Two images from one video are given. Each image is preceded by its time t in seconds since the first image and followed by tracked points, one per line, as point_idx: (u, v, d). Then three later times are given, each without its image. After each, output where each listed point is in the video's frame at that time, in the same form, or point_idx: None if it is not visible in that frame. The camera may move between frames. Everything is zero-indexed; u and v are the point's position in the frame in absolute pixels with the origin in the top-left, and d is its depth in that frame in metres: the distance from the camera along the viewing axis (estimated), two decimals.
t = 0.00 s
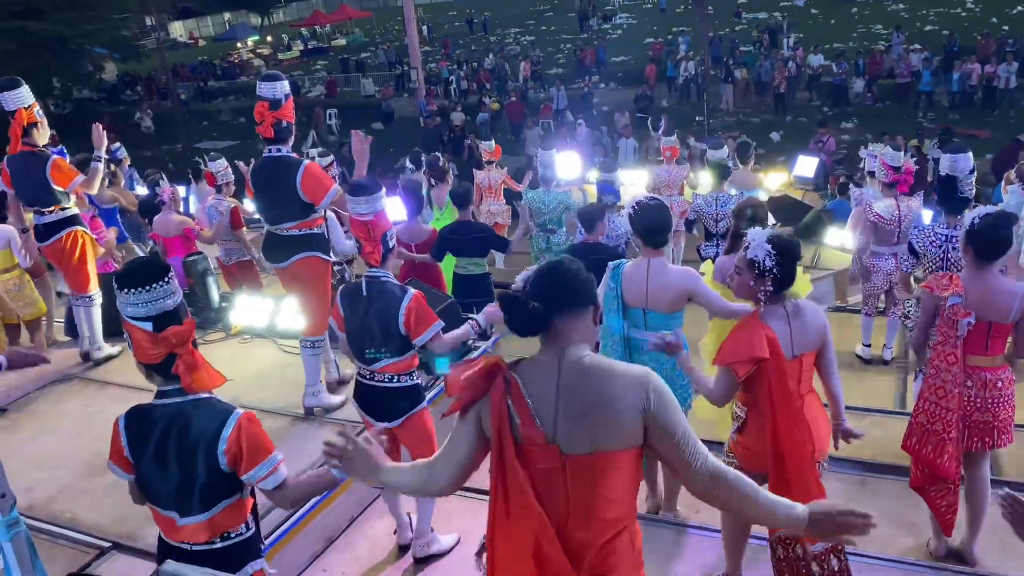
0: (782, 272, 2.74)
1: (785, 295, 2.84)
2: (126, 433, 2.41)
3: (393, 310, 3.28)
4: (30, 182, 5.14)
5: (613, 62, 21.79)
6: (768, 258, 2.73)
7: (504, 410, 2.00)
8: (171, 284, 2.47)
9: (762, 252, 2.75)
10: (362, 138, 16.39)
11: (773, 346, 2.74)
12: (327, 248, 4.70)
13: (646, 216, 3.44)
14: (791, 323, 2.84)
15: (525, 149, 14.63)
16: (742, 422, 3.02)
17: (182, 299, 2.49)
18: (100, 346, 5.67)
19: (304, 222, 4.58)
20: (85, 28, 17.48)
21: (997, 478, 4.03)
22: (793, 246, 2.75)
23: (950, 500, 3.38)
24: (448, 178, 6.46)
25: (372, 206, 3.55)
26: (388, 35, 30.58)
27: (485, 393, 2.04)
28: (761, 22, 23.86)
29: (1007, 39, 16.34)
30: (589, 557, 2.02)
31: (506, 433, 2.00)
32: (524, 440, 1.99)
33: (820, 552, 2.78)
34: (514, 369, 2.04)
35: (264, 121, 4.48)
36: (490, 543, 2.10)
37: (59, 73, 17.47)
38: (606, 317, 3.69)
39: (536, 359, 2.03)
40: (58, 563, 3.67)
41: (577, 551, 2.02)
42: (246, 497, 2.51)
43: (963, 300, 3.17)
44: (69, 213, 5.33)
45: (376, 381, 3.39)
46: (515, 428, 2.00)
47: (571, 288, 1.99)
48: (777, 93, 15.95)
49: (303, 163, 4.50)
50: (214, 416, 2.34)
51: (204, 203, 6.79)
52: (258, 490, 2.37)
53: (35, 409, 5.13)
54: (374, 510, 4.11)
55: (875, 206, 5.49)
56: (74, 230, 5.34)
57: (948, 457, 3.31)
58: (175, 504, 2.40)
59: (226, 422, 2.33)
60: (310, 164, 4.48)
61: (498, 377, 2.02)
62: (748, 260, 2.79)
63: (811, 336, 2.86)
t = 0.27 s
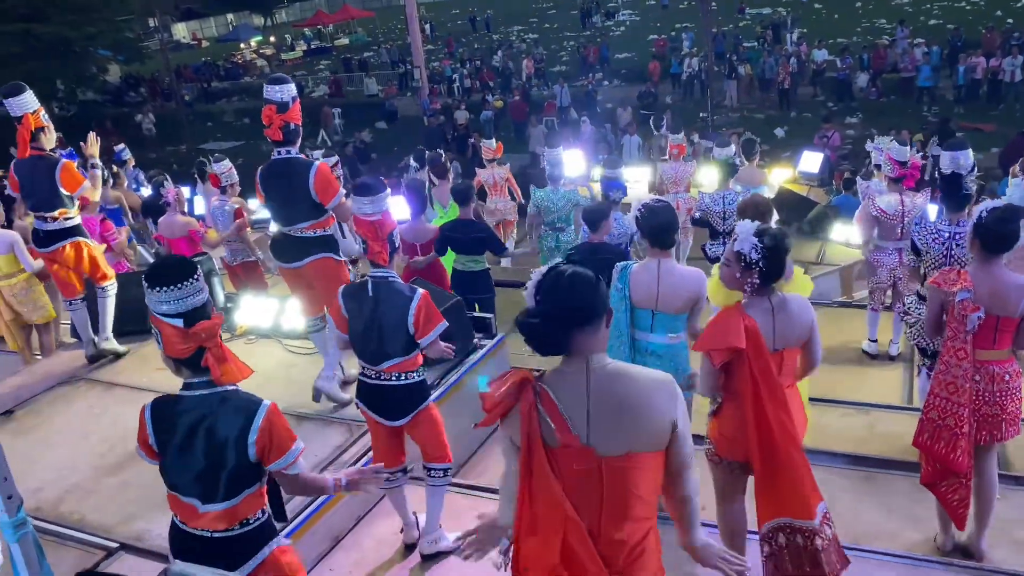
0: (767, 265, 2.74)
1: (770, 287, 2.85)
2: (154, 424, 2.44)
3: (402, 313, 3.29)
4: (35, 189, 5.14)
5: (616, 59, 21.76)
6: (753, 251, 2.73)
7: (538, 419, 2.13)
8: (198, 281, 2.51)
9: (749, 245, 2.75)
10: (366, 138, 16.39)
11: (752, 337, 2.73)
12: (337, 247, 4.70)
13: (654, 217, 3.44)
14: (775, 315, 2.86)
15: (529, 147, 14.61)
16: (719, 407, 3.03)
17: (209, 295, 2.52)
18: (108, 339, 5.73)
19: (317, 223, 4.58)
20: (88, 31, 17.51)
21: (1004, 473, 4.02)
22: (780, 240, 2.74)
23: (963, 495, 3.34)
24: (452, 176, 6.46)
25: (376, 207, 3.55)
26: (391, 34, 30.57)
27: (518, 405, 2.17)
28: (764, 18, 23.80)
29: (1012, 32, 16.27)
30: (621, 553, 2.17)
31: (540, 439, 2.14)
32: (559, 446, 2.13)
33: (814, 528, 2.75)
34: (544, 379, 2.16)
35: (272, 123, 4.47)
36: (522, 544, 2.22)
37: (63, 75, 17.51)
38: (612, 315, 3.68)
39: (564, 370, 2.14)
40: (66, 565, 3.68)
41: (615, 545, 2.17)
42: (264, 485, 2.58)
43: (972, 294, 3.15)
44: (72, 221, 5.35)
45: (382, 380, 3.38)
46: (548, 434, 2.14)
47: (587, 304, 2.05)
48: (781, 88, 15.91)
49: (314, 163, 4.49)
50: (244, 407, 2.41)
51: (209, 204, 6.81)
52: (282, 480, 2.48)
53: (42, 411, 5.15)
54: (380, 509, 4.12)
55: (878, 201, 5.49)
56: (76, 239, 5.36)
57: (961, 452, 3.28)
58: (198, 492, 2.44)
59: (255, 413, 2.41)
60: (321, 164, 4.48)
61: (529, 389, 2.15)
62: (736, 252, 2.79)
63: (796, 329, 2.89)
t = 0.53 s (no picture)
0: (778, 260, 2.72)
1: (783, 284, 2.83)
2: (175, 417, 2.44)
3: (418, 311, 3.29)
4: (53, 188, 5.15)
5: (626, 56, 21.71)
6: (763, 247, 2.71)
7: (551, 414, 2.13)
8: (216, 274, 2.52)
9: (758, 240, 2.73)
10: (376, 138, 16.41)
11: (763, 334, 2.71)
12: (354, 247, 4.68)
13: (667, 214, 3.42)
14: (787, 312, 2.83)
15: (540, 145, 14.59)
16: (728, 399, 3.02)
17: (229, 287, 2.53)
18: (128, 347, 5.73)
19: (331, 222, 4.57)
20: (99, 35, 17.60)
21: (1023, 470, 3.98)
22: (791, 235, 2.71)
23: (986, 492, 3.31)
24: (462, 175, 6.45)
25: (385, 208, 3.57)
26: (400, 34, 30.59)
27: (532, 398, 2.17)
28: (775, 12, 23.66)
29: None
30: (661, 535, 2.16)
31: (557, 433, 2.13)
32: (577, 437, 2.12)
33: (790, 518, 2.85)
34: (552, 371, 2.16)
35: (285, 123, 4.48)
36: (560, 537, 2.22)
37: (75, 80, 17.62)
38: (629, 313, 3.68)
39: (572, 361, 2.13)
40: (84, 567, 3.69)
41: (645, 531, 2.16)
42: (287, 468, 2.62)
43: (991, 293, 3.13)
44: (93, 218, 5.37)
45: (395, 383, 3.39)
46: (564, 427, 2.13)
47: (606, 284, 2.02)
48: (792, 84, 15.83)
49: (329, 161, 4.52)
50: (266, 392, 2.43)
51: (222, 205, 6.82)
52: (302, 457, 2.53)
53: (58, 414, 5.18)
54: (394, 510, 4.13)
55: (890, 196, 5.46)
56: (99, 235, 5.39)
57: (982, 450, 3.25)
58: (225, 480, 2.46)
59: (277, 396, 2.44)
60: (335, 163, 4.51)
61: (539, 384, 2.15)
62: (746, 248, 2.78)
63: (808, 327, 2.86)
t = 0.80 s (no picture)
0: (795, 253, 2.73)
1: (798, 277, 2.82)
2: (175, 421, 2.43)
3: (417, 306, 3.29)
4: (62, 187, 5.15)
5: (626, 51, 21.71)
6: (780, 238, 2.73)
7: (556, 445, 1.97)
8: (208, 277, 2.54)
9: (774, 231, 2.76)
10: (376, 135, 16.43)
11: (778, 327, 2.73)
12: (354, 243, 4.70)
13: (666, 208, 3.43)
14: (803, 307, 2.80)
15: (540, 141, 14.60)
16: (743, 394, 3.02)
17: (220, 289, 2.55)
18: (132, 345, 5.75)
19: (332, 219, 4.59)
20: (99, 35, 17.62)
21: None
22: (807, 228, 2.74)
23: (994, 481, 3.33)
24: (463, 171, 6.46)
25: (387, 203, 3.54)
26: (400, 32, 30.60)
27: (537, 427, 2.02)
28: (774, 6, 23.65)
29: None
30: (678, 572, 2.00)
31: (561, 465, 1.98)
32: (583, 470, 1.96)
33: (768, 511, 2.97)
34: (557, 396, 2.00)
35: (280, 122, 4.53)
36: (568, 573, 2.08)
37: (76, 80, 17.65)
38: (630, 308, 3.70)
39: (578, 386, 1.97)
40: (90, 566, 3.71)
41: (660, 568, 1.99)
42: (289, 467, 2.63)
43: (998, 284, 3.13)
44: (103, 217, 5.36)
45: (404, 379, 3.39)
46: (570, 459, 1.98)
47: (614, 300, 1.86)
48: (792, 77, 15.82)
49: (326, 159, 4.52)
50: (265, 389, 2.45)
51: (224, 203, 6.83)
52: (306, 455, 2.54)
53: (63, 413, 5.20)
54: (399, 506, 4.14)
55: (887, 187, 5.46)
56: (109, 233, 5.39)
57: (988, 439, 3.27)
58: (228, 480, 2.47)
59: (276, 393, 2.47)
60: (333, 160, 4.50)
61: (543, 410, 2.01)
62: (763, 240, 2.80)
63: (823, 322, 2.81)
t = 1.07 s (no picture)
0: (816, 259, 2.73)
1: (821, 281, 2.80)
2: (148, 436, 2.41)
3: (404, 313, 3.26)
4: (56, 187, 5.13)
5: (620, 52, 21.75)
6: (801, 245, 2.72)
7: (531, 477, 1.88)
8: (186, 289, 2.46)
9: (794, 237, 2.74)
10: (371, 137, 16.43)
11: (809, 333, 2.74)
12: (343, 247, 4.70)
13: (659, 212, 3.43)
14: (828, 309, 2.78)
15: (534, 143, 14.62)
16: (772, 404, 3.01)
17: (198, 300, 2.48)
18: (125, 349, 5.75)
19: (314, 223, 4.58)
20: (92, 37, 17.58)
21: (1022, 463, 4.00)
22: (826, 231, 2.73)
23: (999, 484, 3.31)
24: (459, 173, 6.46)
25: (385, 210, 3.48)
26: (394, 33, 30.60)
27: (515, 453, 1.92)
28: (768, 7, 23.70)
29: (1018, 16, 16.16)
30: None
31: (535, 497, 1.89)
32: (555, 506, 1.86)
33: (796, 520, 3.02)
34: (536, 424, 1.89)
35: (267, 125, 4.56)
36: None
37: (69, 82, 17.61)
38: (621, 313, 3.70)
39: (557, 416, 1.85)
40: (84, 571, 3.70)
41: None
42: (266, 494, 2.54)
43: (996, 286, 3.16)
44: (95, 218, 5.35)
45: (402, 389, 3.40)
46: (545, 493, 1.87)
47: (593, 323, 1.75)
48: (786, 77, 15.86)
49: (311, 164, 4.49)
50: (238, 415, 2.35)
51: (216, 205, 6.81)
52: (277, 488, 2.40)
53: (57, 417, 5.18)
54: (395, 508, 4.16)
55: (877, 187, 5.46)
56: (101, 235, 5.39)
57: (992, 442, 3.26)
58: (199, 503, 2.42)
59: (249, 420, 2.35)
60: (316, 167, 4.47)
61: (520, 439, 1.90)
62: (781, 247, 2.78)
63: (849, 323, 2.80)
